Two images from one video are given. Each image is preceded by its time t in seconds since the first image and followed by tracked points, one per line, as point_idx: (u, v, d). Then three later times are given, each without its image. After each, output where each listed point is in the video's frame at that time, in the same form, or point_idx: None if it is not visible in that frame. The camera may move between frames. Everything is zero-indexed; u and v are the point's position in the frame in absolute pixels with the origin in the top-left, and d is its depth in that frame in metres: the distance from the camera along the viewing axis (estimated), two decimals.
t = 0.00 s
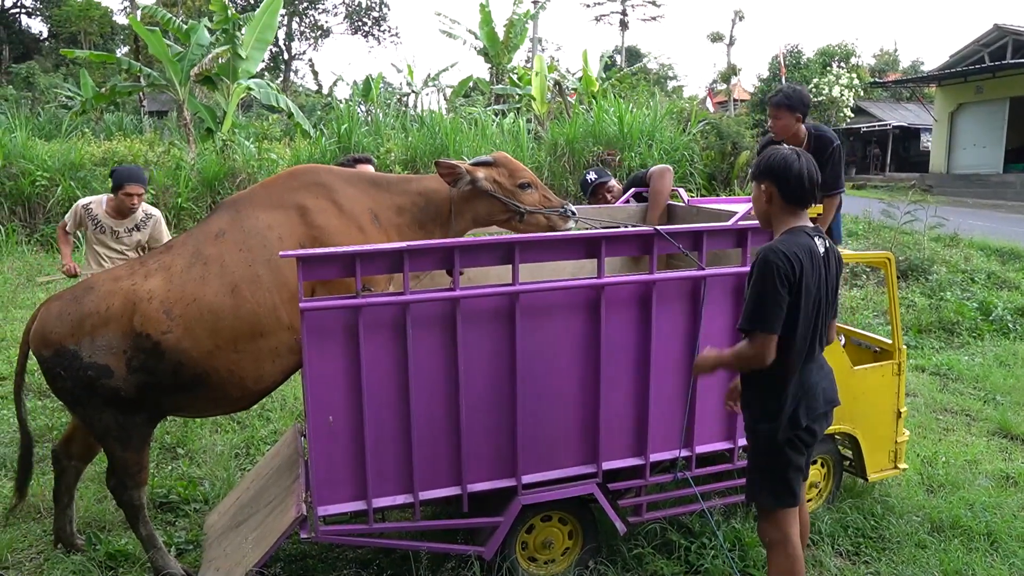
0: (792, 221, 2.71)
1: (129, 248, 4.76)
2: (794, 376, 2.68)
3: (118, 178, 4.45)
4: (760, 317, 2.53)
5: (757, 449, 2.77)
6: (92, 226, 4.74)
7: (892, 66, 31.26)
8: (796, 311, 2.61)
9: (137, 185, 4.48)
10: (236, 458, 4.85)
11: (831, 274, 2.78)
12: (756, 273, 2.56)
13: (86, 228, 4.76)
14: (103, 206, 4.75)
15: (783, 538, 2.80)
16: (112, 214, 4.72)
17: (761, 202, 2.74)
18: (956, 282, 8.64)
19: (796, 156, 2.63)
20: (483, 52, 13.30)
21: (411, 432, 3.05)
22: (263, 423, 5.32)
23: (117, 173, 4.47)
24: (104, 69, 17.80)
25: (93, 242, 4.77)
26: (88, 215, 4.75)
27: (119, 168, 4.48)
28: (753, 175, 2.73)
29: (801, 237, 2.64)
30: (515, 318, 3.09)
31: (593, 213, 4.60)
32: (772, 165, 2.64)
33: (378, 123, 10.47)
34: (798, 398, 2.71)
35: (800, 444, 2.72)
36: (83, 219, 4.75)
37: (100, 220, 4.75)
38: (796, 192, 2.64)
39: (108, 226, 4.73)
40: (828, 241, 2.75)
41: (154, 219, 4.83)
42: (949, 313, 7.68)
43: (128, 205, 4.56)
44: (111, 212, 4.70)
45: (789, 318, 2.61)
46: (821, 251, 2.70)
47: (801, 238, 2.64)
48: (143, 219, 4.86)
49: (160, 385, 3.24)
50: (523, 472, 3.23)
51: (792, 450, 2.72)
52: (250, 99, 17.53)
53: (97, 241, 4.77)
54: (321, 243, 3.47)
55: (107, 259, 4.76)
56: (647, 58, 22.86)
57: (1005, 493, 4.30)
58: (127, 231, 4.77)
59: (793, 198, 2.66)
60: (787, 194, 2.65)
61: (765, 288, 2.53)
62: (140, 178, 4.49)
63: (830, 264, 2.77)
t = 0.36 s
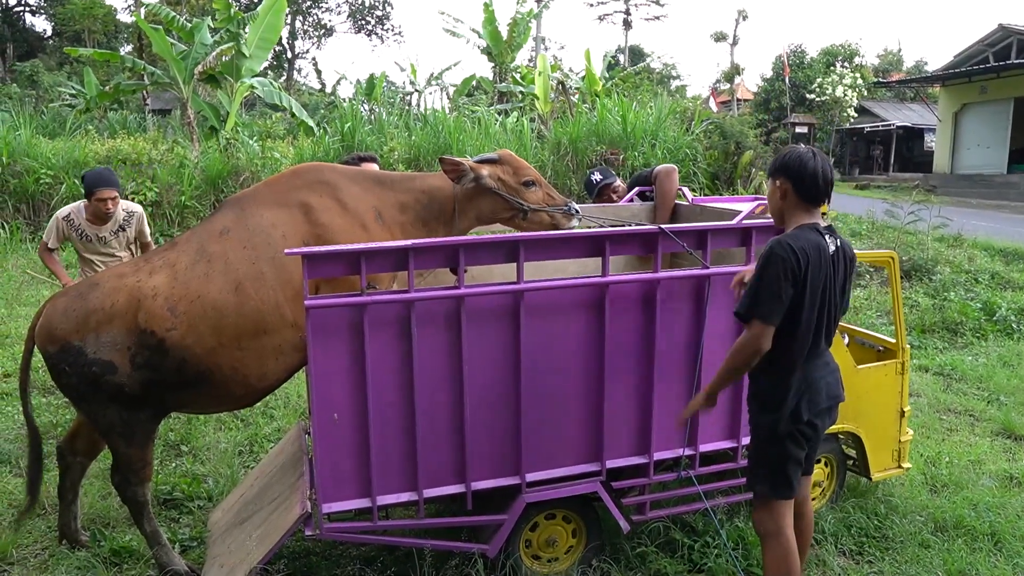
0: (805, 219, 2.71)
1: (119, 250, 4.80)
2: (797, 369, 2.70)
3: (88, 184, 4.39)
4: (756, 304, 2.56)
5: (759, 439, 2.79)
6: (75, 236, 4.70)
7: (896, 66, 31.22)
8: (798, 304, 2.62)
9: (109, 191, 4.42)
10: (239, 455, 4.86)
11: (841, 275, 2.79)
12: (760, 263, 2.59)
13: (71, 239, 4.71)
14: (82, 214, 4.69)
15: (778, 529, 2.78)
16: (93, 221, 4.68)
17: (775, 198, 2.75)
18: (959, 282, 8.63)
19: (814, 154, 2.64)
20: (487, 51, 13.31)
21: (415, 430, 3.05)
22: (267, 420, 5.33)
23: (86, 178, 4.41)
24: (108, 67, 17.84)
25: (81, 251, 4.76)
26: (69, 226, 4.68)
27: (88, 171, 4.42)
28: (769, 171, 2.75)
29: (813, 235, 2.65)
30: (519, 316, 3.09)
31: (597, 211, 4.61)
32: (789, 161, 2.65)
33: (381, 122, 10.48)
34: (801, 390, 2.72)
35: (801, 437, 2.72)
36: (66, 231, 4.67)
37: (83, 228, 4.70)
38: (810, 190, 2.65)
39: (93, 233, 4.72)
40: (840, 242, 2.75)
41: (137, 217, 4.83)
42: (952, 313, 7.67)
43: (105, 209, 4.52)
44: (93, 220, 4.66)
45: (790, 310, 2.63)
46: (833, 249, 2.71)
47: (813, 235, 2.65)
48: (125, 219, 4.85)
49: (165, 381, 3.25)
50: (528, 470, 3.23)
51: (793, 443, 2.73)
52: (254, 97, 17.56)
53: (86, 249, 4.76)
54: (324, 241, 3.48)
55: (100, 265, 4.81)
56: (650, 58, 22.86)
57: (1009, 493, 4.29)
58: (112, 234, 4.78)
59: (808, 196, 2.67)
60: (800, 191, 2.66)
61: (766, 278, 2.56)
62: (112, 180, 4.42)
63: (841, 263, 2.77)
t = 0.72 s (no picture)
0: (822, 218, 2.80)
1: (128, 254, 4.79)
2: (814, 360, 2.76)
3: (103, 186, 4.40)
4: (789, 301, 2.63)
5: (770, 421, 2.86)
6: (87, 238, 4.72)
7: (901, 65, 31.13)
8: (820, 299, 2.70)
9: (122, 194, 4.43)
10: (245, 455, 4.86)
11: (858, 269, 2.88)
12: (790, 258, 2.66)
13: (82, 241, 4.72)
14: (94, 216, 4.70)
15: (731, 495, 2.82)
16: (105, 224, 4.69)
17: (793, 200, 2.83)
18: (966, 282, 8.59)
19: (829, 156, 2.74)
20: (491, 51, 13.31)
21: (421, 429, 3.05)
22: (273, 420, 5.34)
23: (99, 180, 4.41)
24: (114, 68, 17.91)
25: (88, 254, 4.75)
26: (81, 226, 4.71)
27: (102, 174, 4.42)
28: (785, 175, 2.83)
29: (833, 232, 2.74)
30: (526, 315, 3.08)
31: (602, 211, 4.59)
32: (805, 163, 2.75)
33: (386, 122, 10.48)
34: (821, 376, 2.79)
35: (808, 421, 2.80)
36: (77, 233, 4.69)
37: (94, 229, 4.72)
38: (828, 189, 2.75)
39: (102, 235, 4.71)
40: (855, 238, 2.84)
41: (148, 222, 4.83)
42: (959, 313, 7.64)
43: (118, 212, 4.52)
44: (104, 223, 4.66)
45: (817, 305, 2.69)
46: (851, 246, 2.79)
47: (834, 233, 2.74)
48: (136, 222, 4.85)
49: (170, 380, 3.25)
50: (535, 469, 3.22)
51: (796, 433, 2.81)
52: (259, 98, 17.61)
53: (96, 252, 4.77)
54: (329, 241, 3.47)
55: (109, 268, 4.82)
56: (655, 58, 22.85)
57: (1017, 494, 4.27)
58: (122, 237, 4.77)
59: (826, 195, 2.76)
60: (819, 193, 2.76)
61: (796, 272, 2.63)
62: (125, 184, 4.44)
63: (859, 259, 2.86)
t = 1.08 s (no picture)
0: (833, 215, 2.96)
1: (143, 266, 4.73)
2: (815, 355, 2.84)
3: (130, 196, 4.37)
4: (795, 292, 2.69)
5: (780, 413, 2.90)
6: (107, 240, 4.72)
7: (905, 66, 31.08)
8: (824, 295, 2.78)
9: (149, 204, 4.43)
10: (247, 456, 4.86)
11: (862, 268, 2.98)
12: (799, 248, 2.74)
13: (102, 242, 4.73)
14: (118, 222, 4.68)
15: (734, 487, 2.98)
16: (128, 233, 4.65)
17: (805, 198, 2.97)
18: (970, 283, 8.57)
19: (840, 159, 2.92)
20: (494, 52, 13.31)
21: (423, 430, 3.04)
22: (275, 421, 5.34)
23: (127, 190, 4.39)
24: (117, 70, 17.96)
25: (106, 256, 4.76)
26: (103, 228, 4.71)
27: (128, 183, 4.40)
28: (798, 174, 2.97)
29: (843, 230, 2.87)
30: (527, 316, 3.08)
31: (604, 211, 4.59)
32: (818, 162, 2.90)
33: (389, 123, 10.49)
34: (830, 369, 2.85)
35: (820, 412, 2.85)
36: (99, 234, 4.70)
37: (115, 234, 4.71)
38: (839, 187, 2.91)
39: (120, 242, 4.69)
40: (862, 237, 2.97)
41: (170, 239, 4.76)
42: (963, 313, 7.63)
43: (142, 223, 4.49)
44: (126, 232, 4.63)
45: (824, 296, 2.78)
46: (856, 243, 2.91)
47: (844, 230, 2.87)
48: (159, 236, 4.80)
49: (166, 382, 3.25)
50: (537, 470, 3.22)
51: (801, 428, 2.87)
52: (262, 99, 17.63)
53: (113, 256, 4.75)
54: (327, 243, 3.46)
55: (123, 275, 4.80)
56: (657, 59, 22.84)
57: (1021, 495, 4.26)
58: (141, 250, 4.72)
59: (836, 194, 2.92)
60: (832, 194, 2.92)
61: (804, 261, 2.70)
62: (152, 194, 4.43)
63: (864, 258, 2.98)
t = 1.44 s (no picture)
0: (839, 214, 3.00)
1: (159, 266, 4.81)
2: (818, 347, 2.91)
3: (144, 198, 4.39)
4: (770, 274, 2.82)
5: (781, 395, 2.95)
6: (121, 242, 4.80)
7: (909, 65, 31.00)
8: (825, 288, 2.89)
9: (162, 206, 4.42)
10: (250, 455, 4.87)
11: (865, 270, 3.06)
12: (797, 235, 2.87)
13: (116, 245, 4.81)
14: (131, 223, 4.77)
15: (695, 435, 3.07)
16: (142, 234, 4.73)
17: (813, 197, 3.00)
18: (973, 283, 8.54)
19: (850, 157, 2.95)
20: (497, 51, 13.32)
21: (425, 430, 3.05)
22: (278, 420, 5.35)
23: (141, 191, 4.42)
24: (121, 69, 18.00)
25: (121, 258, 4.84)
26: (116, 231, 4.79)
27: (145, 185, 4.44)
28: (807, 173, 3.01)
29: (848, 226, 2.96)
30: (529, 316, 3.09)
31: (606, 210, 4.59)
32: (827, 161, 2.94)
33: (392, 122, 10.50)
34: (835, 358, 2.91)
35: (821, 399, 2.90)
36: (113, 237, 4.78)
37: (129, 236, 4.80)
38: (847, 187, 2.95)
39: (134, 243, 4.78)
40: (867, 236, 3.06)
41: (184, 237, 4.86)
42: (966, 313, 7.60)
43: (157, 225, 4.55)
44: (140, 233, 4.71)
45: (822, 284, 2.88)
46: (860, 242, 3.01)
47: (848, 226, 2.95)
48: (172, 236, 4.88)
49: (157, 383, 3.28)
50: (538, 470, 3.22)
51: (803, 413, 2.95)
52: (265, 98, 17.67)
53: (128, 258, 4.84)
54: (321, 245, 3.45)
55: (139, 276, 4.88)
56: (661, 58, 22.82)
57: None
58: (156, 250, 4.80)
59: (845, 193, 2.97)
60: (840, 192, 2.96)
61: (795, 250, 2.87)
62: (166, 197, 4.44)
63: (868, 257, 3.07)
